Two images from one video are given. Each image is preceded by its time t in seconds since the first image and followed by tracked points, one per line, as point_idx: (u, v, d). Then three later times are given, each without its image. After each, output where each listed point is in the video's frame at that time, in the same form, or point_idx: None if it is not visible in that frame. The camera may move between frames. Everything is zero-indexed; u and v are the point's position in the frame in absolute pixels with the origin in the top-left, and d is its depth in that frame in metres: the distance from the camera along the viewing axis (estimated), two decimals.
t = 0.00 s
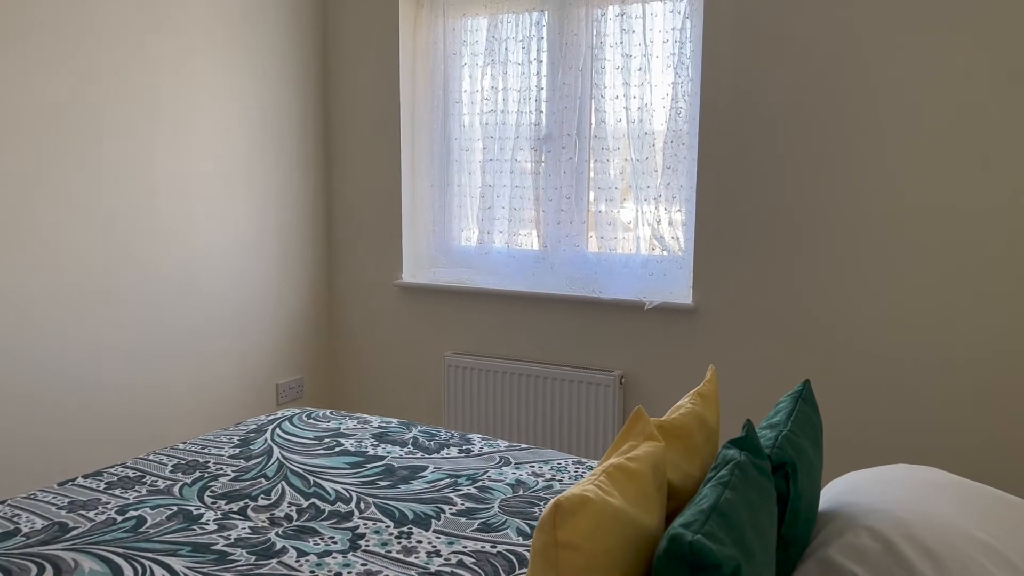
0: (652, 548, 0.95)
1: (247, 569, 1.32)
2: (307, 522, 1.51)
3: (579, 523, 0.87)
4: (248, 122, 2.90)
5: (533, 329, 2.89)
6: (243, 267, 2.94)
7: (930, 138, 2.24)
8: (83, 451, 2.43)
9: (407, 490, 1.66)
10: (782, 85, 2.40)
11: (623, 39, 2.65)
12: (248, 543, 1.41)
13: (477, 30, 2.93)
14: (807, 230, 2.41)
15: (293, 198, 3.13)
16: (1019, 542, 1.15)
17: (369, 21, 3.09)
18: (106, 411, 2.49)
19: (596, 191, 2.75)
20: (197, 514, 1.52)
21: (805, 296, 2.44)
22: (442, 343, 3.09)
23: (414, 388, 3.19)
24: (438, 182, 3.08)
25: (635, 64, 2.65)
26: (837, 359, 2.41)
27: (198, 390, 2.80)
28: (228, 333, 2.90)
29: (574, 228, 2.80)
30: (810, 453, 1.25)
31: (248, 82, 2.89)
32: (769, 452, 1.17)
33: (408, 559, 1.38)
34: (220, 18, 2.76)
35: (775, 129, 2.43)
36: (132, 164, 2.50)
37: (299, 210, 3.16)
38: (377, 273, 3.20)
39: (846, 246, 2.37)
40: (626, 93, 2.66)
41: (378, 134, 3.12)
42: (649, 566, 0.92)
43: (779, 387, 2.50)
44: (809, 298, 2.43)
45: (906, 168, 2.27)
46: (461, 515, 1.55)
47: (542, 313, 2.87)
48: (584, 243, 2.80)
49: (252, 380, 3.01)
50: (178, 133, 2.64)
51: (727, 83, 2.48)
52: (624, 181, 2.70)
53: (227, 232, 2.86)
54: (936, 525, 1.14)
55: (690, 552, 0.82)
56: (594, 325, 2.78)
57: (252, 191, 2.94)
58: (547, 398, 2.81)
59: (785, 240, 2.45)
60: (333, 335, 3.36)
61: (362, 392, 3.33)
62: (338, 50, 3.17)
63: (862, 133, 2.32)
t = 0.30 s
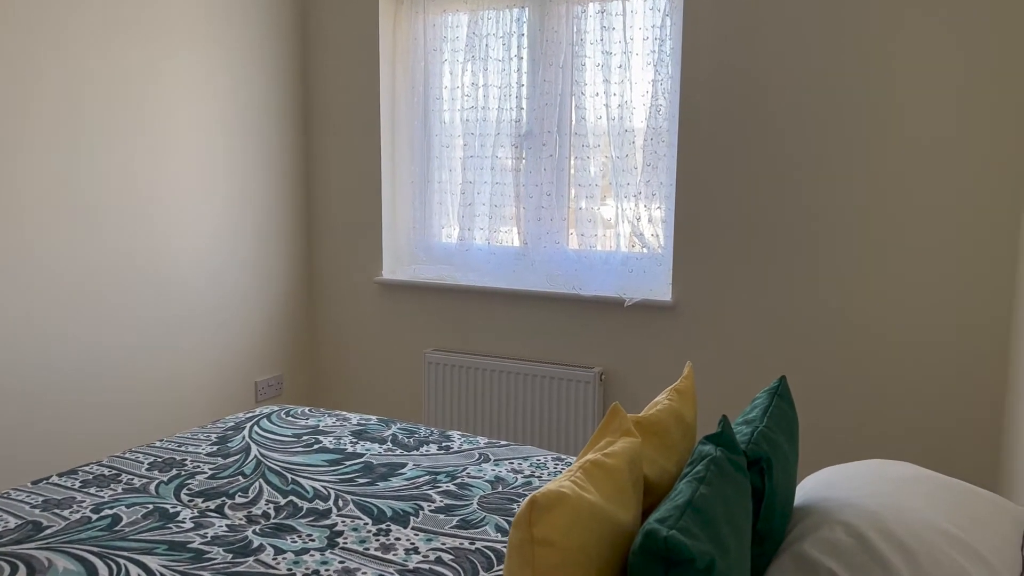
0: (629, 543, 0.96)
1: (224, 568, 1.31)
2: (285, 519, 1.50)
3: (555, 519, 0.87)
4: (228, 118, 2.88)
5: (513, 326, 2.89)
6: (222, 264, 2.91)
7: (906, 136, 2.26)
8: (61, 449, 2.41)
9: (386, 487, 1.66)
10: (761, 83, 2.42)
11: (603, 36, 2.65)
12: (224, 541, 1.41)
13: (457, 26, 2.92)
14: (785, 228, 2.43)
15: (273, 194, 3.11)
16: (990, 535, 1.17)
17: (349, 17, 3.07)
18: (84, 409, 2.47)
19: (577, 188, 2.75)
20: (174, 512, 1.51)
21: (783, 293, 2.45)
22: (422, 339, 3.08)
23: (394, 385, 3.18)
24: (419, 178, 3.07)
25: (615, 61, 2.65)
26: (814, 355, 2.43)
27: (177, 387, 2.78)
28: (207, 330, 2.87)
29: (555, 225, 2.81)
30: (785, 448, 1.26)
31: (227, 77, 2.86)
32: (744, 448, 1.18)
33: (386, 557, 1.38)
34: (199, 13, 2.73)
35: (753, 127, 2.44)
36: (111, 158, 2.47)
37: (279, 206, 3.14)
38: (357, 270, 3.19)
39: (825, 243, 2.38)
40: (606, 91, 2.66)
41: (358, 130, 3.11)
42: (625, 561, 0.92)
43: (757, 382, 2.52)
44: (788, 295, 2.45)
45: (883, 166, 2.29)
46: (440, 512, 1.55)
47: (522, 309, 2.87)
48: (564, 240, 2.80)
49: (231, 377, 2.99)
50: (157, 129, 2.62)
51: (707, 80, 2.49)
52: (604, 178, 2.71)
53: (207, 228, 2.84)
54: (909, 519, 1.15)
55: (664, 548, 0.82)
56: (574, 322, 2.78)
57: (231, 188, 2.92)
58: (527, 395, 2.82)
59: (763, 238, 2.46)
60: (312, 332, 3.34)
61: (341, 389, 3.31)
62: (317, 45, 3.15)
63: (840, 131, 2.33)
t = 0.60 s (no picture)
0: (617, 537, 0.96)
1: (213, 562, 1.31)
2: (275, 514, 1.50)
3: (543, 512, 0.88)
4: (219, 112, 2.87)
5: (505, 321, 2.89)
6: (214, 259, 2.90)
7: (897, 132, 2.27)
8: (51, 444, 2.40)
9: (377, 481, 1.66)
10: (754, 79, 2.42)
11: (595, 31, 2.65)
12: (213, 535, 1.40)
13: (449, 21, 2.91)
14: (777, 223, 2.43)
15: (265, 189, 3.10)
16: (978, 530, 1.17)
17: (341, 11, 3.06)
18: (74, 405, 2.46)
19: (569, 183, 2.75)
20: (163, 506, 1.51)
21: (775, 289, 2.46)
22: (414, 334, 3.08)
23: (386, 380, 3.18)
24: (410, 173, 3.06)
25: (608, 56, 2.65)
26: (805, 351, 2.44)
27: (167, 382, 2.77)
28: (198, 325, 2.87)
29: (547, 220, 2.80)
30: (774, 443, 1.27)
31: (218, 71, 2.85)
32: (733, 442, 1.18)
33: (376, 551, 1.37)
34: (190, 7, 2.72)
35: (745, 123, 2.44)
36: (101, 153, 2.46)
37: (270, 200, 3.13)
38: (349, 265, 3.18)
39: (816, 240, 2.39)
40: (598, 86, 2.66)
41: (349, 125, 3.10)
42: (614, 555, 0.92)
43: (748, 378, 2.52)
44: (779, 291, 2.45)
45: (874, 163, 2.30)
46: (430, 506, 1.55)
47: (514, 305, 2.87)
48: (556, 235, 2.80)
49: (222, 373, 2.99)
50: (148, 122, 2.61)
51: (700, 76, 2.49)
52: (596, 173, 2.71)
53: (199, 223, 2.83)
54: (899, 514, 1.15)
55: (652, 541, 0.82)
56: (566, 317, 2.78)
57: (222, 183, 2.91)
58: (519, 390, 2.82)
59: (755, 234, 2.46)
60: (304, 326, 3.33)
61: (333, 384, 3.31)
62: (309, 38, 3.14)
63: (831, 127, 2.34)
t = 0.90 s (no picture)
0: (624, 530, 0.96)
1: (219, 554, 1.31)
2: (281, 507, 1.50)
3: (549, 505, 0.87)
4: (225, 106, 2.87)
5: (510, 316, 2.89)
6: (218, 252, 2.91)
7: (905, 128, 2.26)
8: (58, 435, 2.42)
9: (382, 475, 1.66)
10: (761, 74, 2.41)
11: (602, 25, 2.64)
12: (219, 528, 1.41)
13: (455, 14, 2.91)
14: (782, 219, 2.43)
15: (269, 182, 3.10)
16: (985, 526, 1.17)
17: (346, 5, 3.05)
18: (80, 397, 2.47)
19: (574, 178, 2.75)
20: (169, 498, 1.51)
21: (780, 284, 2.45)
22: (418, 328, 3.09)
23: (390, 373, 3.18)
24: (415, 167, 3.06)
25: (614, 51, 2.64)
26: (809, 347, 2.44)
27: (173, 375, 2.78)
28: (203, 318, 2.87)
29: (552, 215, 2.80)
30: (780, 438, 1.26)
31: (223, 65, 2.85)
32: (739, 437, 1.18)
33: (381, 544, 1.38)
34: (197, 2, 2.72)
35: (752, 118, 2.43)
36: (106, 145, 2.47)
37: (275, 194, 3.13)
38: (354, 259, 3.18)
39: (821, 235, 2.38)
40: (605, 80, 2.65)
41: (354, 119, 3.10)
42: (619, 549, 0.92)
43: (752, 373, 2.52)
44: (784, 287, 2.45)
45: (881, 159, 2.29)
46: (435, 500, 1.55)
47: (518, 299, 2.87)
48: (561, 230, 2.80)
49: (227, 366, 3.00)
50: (154, 117, 2.61)
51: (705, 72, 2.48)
52: (602, 168, 2.70)
53: (203, 216, 2.83)
54: (905, 510, 1.15)
55: (659, 535, 0.82)
56: (571, 312, 2.78)
57: (227, 177, 2.91)
58: (522, 385, 2.82)
59: (760, 229, 2.46)
60: (308, 319, 3.34)
61: (336, 377, 3.32)
62: (314, 32, 3.14)
63: (838, 122, 2.33)
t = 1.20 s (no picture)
0: (638, 524, 0.96)
1: (236, 544, 1.33)
2: (297, 498, 1.51)
3: (564, 498, 0.88)
4: (243, 101, 2.89)
5: (526, 311, 2.89)
6: (236, 246, 2.92)
7: (924, 123, 2.24)
8: (79, 426, 2.45)
9: (398, 467, 1.67)
10: (779, 69, 2.39)
11: (619, 19, 2.63)
12: (236, 518, 1.42)
13: (472, 9, 2.90)
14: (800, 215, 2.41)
15: (287, 176, 3.11)
16: (1005, 525, 1.15)
17: None
18: (100, 389, 2.50)
19: (591, 172, 2.74)
20: (187, 489, 1.52)
21: (797, 280, 2.44)
22: (433, 322, 3.09)
23: (406, 367, 3.19)
24: (432, 161, 3.07)
25: (631, 45, 2.63)
26: (826, 343, 2.42)
27: (192, 368, 2.81)
28: (221, 311, 2.90)
29: (568, 209, 2.80)
30: (797, 434, 1.26)
31: (241, 60, 2.86)
32: (755, 432, 1.18)
33: (396, 536, 1.38)
34: None
35: (769, 113, 2.42)
36: (124, 140, 2.49)
37: (292, 188, 3.14)
38: (370, 253, 3.19)
39: (839, 231, 2.37)
40: (622, 74, 2.65)
41: (370, 114, 3.11)
42: (635, 543, 0.93)
43: (768, 369, 2.51)
44: (802, 283, 2.44)
45: (900, 154, 2.27)
46: (450, 493, 1.55)
47: (534, 294, 2.87)
48: (577, 225, 2.80)
49: (244, 359, 3.02)
50: (172, 112, 2.63)
51: (722, 66, 2.47)
52: (619, 162, 2.69)
53: (221, 210, 2.85)
54: (923, 507, 1.14)
55: (674, 529, 0.82)
56: (586, 307, 2.78)
57: (245, 171, 2.93)
58: (537, 379, 2.82)
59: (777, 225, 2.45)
60: (325, 313, 3.36)
61: (352, 371, 3.33)
62: (331, 28, 3.15)
63: (856, 117, 2.31)
